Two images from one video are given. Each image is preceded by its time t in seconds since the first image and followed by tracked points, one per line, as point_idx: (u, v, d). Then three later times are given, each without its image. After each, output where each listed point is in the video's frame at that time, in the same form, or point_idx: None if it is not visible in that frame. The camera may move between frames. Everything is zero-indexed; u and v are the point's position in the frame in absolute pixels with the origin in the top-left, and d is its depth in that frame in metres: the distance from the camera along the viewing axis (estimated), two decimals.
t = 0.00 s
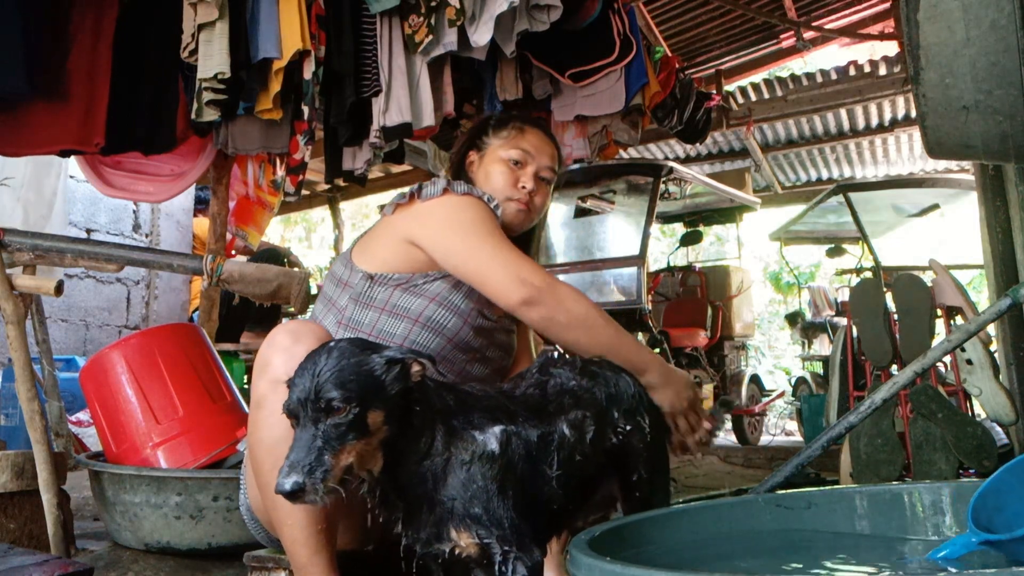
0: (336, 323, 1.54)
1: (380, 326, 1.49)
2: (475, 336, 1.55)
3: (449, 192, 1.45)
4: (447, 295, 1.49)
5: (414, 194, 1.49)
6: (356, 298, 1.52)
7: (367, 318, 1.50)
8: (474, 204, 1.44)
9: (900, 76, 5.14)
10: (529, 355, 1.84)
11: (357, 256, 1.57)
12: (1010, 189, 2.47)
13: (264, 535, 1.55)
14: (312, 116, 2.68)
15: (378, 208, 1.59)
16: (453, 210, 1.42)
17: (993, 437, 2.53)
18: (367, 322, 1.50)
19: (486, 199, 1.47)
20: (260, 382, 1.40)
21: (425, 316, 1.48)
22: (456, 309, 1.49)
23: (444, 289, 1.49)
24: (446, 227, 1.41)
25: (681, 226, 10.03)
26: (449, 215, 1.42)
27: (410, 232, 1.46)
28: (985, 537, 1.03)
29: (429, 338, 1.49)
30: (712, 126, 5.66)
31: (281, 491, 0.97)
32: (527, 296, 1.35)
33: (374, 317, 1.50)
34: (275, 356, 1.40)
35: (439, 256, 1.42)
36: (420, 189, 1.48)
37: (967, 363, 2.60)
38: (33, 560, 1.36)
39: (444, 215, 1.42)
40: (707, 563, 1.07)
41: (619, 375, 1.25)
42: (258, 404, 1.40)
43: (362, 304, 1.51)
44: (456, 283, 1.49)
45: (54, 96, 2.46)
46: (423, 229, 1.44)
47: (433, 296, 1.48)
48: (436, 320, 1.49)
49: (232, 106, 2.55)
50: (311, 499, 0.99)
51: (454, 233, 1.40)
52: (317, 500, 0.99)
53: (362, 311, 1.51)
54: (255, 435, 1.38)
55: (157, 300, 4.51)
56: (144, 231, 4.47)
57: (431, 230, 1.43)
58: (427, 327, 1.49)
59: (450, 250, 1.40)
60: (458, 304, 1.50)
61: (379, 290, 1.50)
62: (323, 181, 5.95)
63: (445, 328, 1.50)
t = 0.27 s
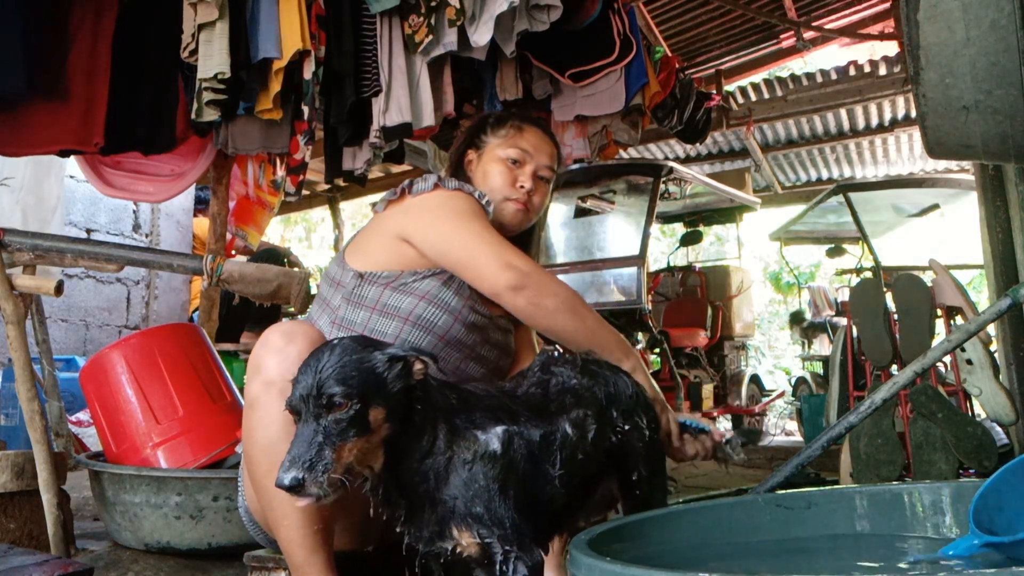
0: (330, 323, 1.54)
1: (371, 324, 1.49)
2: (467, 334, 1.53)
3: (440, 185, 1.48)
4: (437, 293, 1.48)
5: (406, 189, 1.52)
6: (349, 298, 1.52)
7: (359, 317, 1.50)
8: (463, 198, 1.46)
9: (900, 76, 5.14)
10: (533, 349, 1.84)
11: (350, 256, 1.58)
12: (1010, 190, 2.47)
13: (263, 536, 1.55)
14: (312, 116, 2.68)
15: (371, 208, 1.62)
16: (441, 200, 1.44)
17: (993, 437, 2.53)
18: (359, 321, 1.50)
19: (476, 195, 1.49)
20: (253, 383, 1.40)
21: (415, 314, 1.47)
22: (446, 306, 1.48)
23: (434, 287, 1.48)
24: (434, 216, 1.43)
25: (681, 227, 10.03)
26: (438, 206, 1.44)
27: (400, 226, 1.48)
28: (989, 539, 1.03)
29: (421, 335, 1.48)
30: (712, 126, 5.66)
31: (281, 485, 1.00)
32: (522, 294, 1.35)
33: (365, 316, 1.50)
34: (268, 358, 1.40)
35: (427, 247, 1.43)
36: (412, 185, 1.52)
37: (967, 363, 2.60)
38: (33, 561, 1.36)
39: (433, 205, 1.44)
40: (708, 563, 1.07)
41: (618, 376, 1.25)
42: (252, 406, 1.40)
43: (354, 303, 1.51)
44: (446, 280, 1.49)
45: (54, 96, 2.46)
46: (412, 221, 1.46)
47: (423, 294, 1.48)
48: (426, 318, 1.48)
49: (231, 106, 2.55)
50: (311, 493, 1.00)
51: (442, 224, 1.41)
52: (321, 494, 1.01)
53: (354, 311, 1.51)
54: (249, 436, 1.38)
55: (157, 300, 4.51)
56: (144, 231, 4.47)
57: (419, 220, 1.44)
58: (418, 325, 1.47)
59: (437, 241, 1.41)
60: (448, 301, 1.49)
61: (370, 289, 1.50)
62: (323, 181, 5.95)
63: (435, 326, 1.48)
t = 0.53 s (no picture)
0: (323, 323, 1.54)
1: (364, 324, 1.49)
2: (461, 333, 1.54)
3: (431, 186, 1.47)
4: (431, 290, 1.49)
5: (399, 190, 1.52)
6: (342, 298, 1.52)
7: (352, 317, 1.50)
8: (455, 199, 1.45)
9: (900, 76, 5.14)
10: (533, 347, 1.83)
11: (343, 255, 1.58)
12: (1010, 190, 2.47)
13: (261, 537, 1.55)
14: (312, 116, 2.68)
15: (365, 207, 1.62)
16: (432, 201, 1.44)
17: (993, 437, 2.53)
18: (352, 321, 1.50)
19: (469, 196, 1.48)
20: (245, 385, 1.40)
21: (409, 313, 1.48)
22: (439, 305, 1.49)
23: (427, 286, 1.49)
24: (424, 217, 1.42)
25: (681, 227, 10.03)
26: (429, 207, 1.43)
27: (391, 226, 1.48)
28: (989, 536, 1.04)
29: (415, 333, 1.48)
30: (712, 126, 5.66)
31: (284, 479, 0.98)
32: (518, 294, 1.35)
33: (359, 316, 1.49)
34: (260, 360, 1.39)
35: (419, 249, 1.43)
36: (404, 186, 1.51)
37: (967, 363, 2.60)
38: (33, 560, 1.36)
39: (424, 207, 1.44)
40: (708, 563, 1.07)
41: (620, 375, 1.25)
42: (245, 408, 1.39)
43: (347, 303, 1.50)
44: (439, 280, 1.49)
45: (54, 96, 2.45)
46: (402, 222, 1.46)
47: (416, 293, 1.48)
48: (420, 317, 1.48)
49: (231, 106, 2.55)
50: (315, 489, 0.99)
51: (432, 225, 1.41)
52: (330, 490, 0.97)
53: (347, 311, 1.51)
54: (243, 438, 1.38)
55: (157, 300, 4.51)
56: (144, 231, 4.47)
57: (409, 222, 1.44)
58: (411, 324, 1.48)
59: (428, 242, 1.41)
60: (442, 300, 1.50)
61: (363, 288, 1.49)
62: (323, 181, 5.95)
63: (429, 325, 1.49)
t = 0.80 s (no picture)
0: (326, 324, 1.54)
1: (369, 325, 1.49)
2: (465, 333, 1.55)
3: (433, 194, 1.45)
4: (437, 290, 1.49)
5: (399, 195, 1.50)
6: (345, 299, 1.51)
7: (356, 318, 1.50)
8: (458, 207, 1.43)
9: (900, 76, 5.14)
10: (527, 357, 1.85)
11: (344, 256, 1.58)
12: (1010, 190, 2.47)
13: (261, 537, 1.56)
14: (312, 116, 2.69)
15: (365, 208, 1.60)
16: (434, 211, 1.42)
17: (992, 437, 2.53)
18: (356, 322, 1.50)
19: (471, 202, 1.47)
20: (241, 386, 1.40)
21: (414, 315, 1.48)
22: (444, 307, 1.49)
23: (431, 288, 1.49)
24: (427, 229, 1.41)
25: (681, 227, 10.04)
26: (433, 214, 1.42)
27: (394, 233, 1.47)
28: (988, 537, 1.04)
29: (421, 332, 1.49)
30: (712, 126, 5.66)
31: (281, 464, 0.96)
32: (515, 292, 1.35)
33: (363, 317, 1.50)
34: (254, 363, 1.39)
35: (422, 257, 1.43)
36: (405, 191, 1.49)
37: (967, 362, 2.60)
38: (33, 560, 1.36)
39: (426, 217, 1.42)
40: (708, 563, 1.07)
41: (625, 375, 1.27)
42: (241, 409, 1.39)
43: (351, 304, 1.50)
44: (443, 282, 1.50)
45: (55, 96, 2.45)
46: (405, 231, 1.45)
47: (421, 294, 1.48)
48: (425, 318, 1.49)
49: (231, 106, 2.55)
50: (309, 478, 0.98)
51: (436, 234, 1.40)
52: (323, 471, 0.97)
53: (351, 311, 1.50)
54: (240, 440, 1.38)
55: (157, 300, 4.51)
56: (144, 231, 4.47)
57: (412, 231, 1.43)
58: (416, 326, 1.48)
59: (432, 252, 1.40)
60: (446, 302, 1.50)
61: (367, 290, 1.49)
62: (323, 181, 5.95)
63: (434, 326, 1.49)
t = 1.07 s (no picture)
0: (328, 324, 1.54)
1: (370, 325, 1.49)
2: (466, 333, 1.55)
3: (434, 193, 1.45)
4: (439, 292, 1.49)
5: (401, 194, 1.50)
6: (347, 299, 1.52)
7: (359, 318, 1.50)
8: (459, 205, 1.44)
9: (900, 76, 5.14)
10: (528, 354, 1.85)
11: (347, 257, 1.58)
12: (1010, 190, 2.47)
13: (260, 537, 1.56)
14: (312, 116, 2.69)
15: (368, 209, 1.61)
16: (436, 209, 1.42)
17: (993, 437, 2.53)
18: (358, 322, 1.50)
19: (472, 200, 1.47)
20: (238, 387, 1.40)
21: (416, 314, 1.48)
22: (445, 306, 1.49)
23: (432, 287, 1.49)
24: (428, 226, 1.41)
25: (681, 226, 10.04)
26: (434, 212, 1.42)
27: (395, 232, 1.47)
28: (990, 538, 1.04)
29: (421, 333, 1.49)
30: (712, 126, 5.66)
31: (271, 470, 0.98)
32: (512, 292, 1.34)
33: (365, 317, 1.50)
34: (251, 365, 1.39)
35: (423, 255, 1.43)
36: (407, 190, 1.49)
37: (967, 362, 2.60)
38: (33, 560, 1.36)
39: (427, 215, 1.43)
40: (708, 563, 1.07)
41: (623, 375, 1.30)
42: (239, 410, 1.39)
43: (353, 304, 1.51)
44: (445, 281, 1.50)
45: (55, 96, 2.45)
46: (407, 230, 1.45)
47: (422, 294, 1.48)
48: (426, 318, 1.48)
49: (231, 106, 2.55)
50: (301, 481, 0.99)
51: (437, 233, 1.40)
52: (308, 480, 0.99)
53: (353, 312, 1.51)
54: (238, 441, 1.38)
55: (157, 300, 4.51)
56: (144, 231, 4.47)
57: (414, 229, 1.43)
58: (418, 325, 1.48)
59: (433, 250, 1.40)
60: (447, 301, 1.50)
61: (369, 290, 1.50)
62: (323, 181, 5.95)
63: (435, 326, 1.49)
